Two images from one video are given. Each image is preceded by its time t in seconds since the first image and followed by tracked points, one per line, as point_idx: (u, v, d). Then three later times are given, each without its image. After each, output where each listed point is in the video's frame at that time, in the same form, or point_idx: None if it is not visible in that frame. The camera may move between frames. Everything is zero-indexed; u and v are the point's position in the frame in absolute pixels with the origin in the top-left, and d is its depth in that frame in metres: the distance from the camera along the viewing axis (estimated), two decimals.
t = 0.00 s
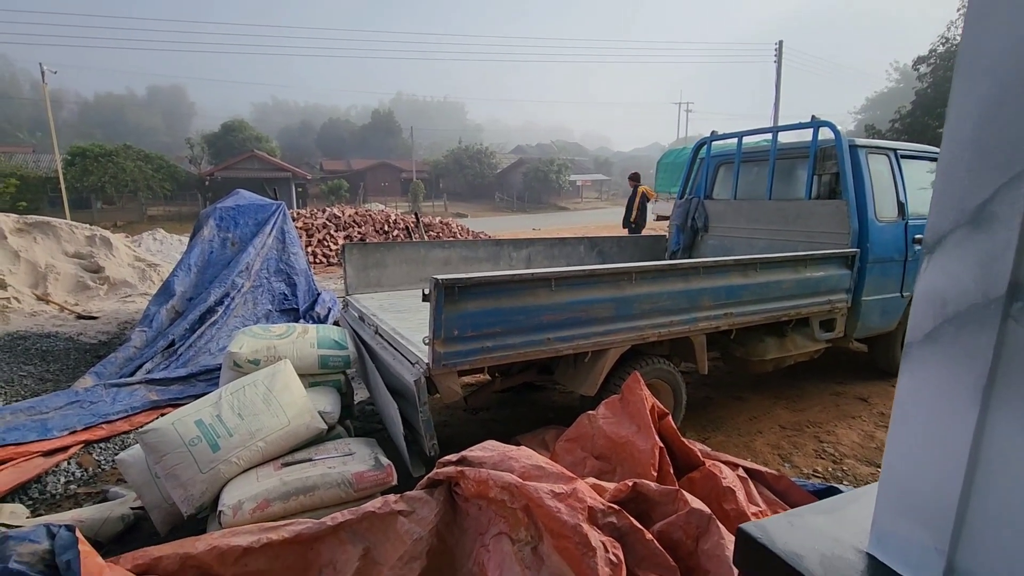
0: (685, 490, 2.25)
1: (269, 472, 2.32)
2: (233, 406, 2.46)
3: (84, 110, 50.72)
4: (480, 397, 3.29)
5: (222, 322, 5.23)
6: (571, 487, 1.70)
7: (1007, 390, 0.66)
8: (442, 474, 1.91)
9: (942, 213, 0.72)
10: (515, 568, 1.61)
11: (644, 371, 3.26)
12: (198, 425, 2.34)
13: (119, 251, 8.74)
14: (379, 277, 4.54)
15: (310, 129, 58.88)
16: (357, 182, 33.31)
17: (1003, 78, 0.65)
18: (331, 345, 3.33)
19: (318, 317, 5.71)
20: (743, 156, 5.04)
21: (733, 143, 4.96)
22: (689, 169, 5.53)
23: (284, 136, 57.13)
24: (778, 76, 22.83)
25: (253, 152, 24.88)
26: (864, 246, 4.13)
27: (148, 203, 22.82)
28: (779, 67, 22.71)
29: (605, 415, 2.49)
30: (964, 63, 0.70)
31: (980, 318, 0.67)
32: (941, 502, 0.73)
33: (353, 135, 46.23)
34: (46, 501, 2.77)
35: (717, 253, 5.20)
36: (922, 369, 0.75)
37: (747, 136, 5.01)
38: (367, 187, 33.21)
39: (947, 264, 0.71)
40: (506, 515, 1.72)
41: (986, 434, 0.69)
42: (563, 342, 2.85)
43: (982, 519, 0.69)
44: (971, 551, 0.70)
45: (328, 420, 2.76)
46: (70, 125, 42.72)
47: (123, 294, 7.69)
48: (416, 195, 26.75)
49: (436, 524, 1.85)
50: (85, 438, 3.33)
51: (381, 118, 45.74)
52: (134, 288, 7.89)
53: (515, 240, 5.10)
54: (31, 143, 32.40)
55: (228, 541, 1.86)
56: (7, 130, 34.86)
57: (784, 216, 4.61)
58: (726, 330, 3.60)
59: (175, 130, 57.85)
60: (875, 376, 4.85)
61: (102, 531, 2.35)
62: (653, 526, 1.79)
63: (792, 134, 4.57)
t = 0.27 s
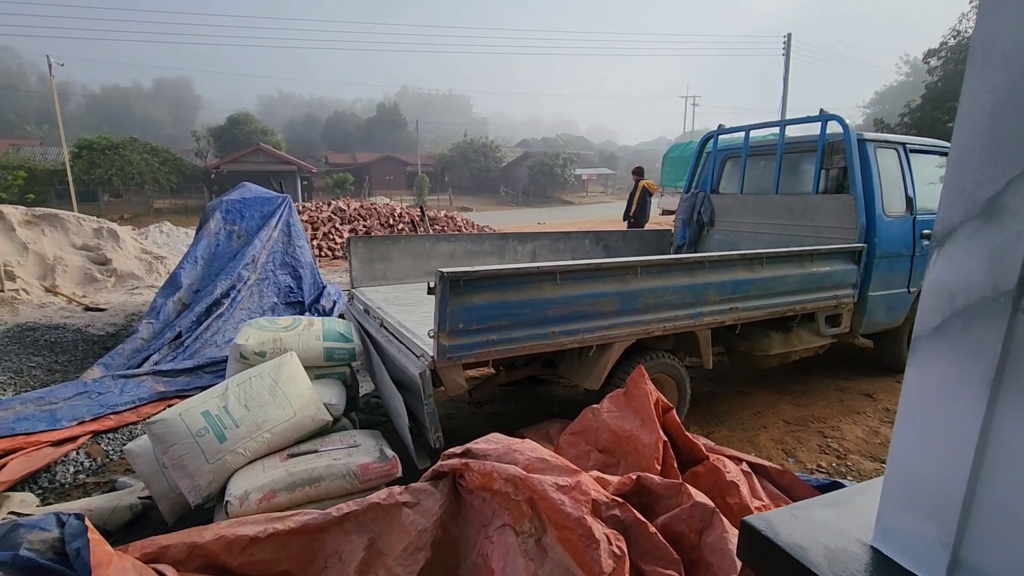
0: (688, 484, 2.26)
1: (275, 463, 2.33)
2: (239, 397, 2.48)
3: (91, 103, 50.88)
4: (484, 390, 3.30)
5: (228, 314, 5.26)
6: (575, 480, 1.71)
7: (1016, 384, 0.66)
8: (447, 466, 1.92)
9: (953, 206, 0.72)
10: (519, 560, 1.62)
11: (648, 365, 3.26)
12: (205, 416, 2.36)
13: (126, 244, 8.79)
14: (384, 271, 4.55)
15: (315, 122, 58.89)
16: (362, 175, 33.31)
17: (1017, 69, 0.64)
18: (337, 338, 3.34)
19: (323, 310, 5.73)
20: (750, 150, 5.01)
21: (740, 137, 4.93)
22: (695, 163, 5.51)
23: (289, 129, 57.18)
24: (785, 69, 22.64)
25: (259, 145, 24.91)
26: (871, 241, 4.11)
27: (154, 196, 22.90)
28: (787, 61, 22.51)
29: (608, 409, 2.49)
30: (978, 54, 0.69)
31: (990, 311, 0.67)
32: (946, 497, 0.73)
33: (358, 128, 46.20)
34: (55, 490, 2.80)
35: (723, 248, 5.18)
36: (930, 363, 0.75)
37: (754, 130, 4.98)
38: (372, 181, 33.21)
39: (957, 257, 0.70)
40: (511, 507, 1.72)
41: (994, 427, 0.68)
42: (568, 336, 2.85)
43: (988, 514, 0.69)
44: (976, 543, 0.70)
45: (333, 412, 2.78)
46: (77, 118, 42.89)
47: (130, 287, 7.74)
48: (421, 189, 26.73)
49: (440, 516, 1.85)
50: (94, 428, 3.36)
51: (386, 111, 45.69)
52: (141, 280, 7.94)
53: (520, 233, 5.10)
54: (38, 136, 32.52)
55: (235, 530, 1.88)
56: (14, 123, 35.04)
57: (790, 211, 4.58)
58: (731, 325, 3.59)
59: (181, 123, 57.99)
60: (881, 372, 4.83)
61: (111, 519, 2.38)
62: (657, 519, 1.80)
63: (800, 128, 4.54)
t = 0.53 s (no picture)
0: (692, 476, 2.27)
1: (281, 453, 2.36)
2: (246, 387, 2.50)
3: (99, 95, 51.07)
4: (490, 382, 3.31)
5: (235, 306, 5.29)
6: (579, 471, 1.71)
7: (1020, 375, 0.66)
8: (451, 457, 1.93)
9: (959, 196, 0.72)
10: (523, 549, 1.63)
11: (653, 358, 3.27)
12: (212, 406, 2.38)
13: (134, 235, 8.84)
14: (390, 262, 4.56)
15: (321, 114, 58.85)
16: (368, 168, 33.31)
17: None
18: (343, 329, 3.36)
19: (329, 302, 5.76)
20: (758, 142, 4.97)
21: (749, 129, 4.89)
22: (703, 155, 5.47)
23: (295, 121, 57.20)
24: (794, 60, 22.40)
25: (265, 137, 24.93)
26: (880, 234, 4.08)
27: (161, 188, 23.00)
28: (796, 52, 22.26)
29: (613, 401, 2.50)
30: (988, 42, 0.68)
31: (995, 302, 0.67)
32: (948, 488, 0.73)
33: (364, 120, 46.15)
34: (66, 478, 2.84)
35: (730, 240, 5.15)
36: (934, 355, 0.75)
37: (763, 122, 4.94)
38: (377, 173, 33.21)
39: (963, 248, 0.70)
40: (514, 498, 1.73)
41: (998, 418, 0.68)
42: (574, 328, 2.86)
43: (990, 506, 0.69)
44: (978, 534, 0.70)
45: (339, 403, 2.80)
46: (85, 109, 43.05)
47: (138, 278, 7.79)
48: (427, 181, 26.72)
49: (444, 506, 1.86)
50: (103, 417, 3.40)
51: (392, 103, 45.60)
52: (148, 272, 7.99)
53: (527, 226, 5.09)
54: (46, 127, 32.67)
55: (242, 519, 1.90)
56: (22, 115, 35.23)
57: (798, 203, 4.55)
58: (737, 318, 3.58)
59: (187, 115, 58.09)
60: (888, 366, 4.81)
61: (121, 507, 2.41)
62: (660, 510, 1.80)
63: (809, 119, 4.50)
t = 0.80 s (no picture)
0: (697, 467, 2.27)
1: (289, 442, 2.38)
2: (254, 377, 2.52)
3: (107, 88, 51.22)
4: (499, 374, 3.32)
5: (243, 297, 5.32)
6: (584, 461, 1.72)
7: None
8: (457, 446, 1.95)
9: (966, 183, 0.72)
10: (528, 538, 1.65)
11: (662, 349, 3.27)
12: (221, 396, 2.40)
13: (142, 227, 8.90)
14: (400, 253, 4.57)
15: (327, 107, 58.85)
16: (374, 160, 33.31)
17: None
18: (349, 321, 3.37)
19: (335, 294, 5.78)
20: (770, 134, 4.94)
21: (760, 120, 4.86)
22: (713, 147, 5.45)
23: (301, 114, 57.22)
24: (803, 51, 22.15)
25: (272, 130, 24.97)
26: (892, 227, 4.05)
27: (169, 181, 23.11)
28: (806, 42, 22.01)
29: (618, 392, 2.50)
30: (999, 27, 0.68)
31: (1002, 288, 0.67)
32: (952, 475, 0.73)
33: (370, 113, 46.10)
34: (78, 466, 2.88)
35: (740, 233, 5.13)
36: (940, 342, 0.75)
37: (775, 113, 4.90)
38: (384, 166, 33.21)
39: (971, 235, 0.70)
40: (520, 487, 1.75)
41: (1002, 405, 0.69)
42: (584, 320, 2.86)
43: (993, 492, 0.70)
44: (982, 521, 0.71)
45: (346, 393, 2.82)
46: (93, 102, 43.24)
47: (147, 270, 7.85)
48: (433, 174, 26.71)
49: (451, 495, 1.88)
50: (114, 406, 3.44)
51: (398, 96, 45.52)
52: (157, 264, 8.05)
53: (536, 217, 5.09)
54: (54, 120, 32.85)
55: (251, 506, 1.92)
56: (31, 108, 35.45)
57: (810, 195, 4.53)
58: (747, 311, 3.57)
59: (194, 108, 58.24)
60: (896, 359, 4.79)
61: (132, 494, 2.45)
62: (665, 500, 1.81)
63: (821, 110, 4.46)
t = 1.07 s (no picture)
0: (700, 460, 2.28)
1: (294, 434, 2.40)
2: (259, 369, 2.54)
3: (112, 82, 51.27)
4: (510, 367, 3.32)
5: (248, 291, 5.35)
6: (587, 453, 1.73)
7: None
8: (461, 438, 1.96)
9: (970, 173, 0.72)
10: (531, 528, 1.66)
11: (674, 341, 3.28)
12: (227, 388, 2.42)
13: (148, 221, 8.94)
14: (411, 245, 4.57)
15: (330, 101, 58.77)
16: (378, 154, 33.29)
17: None
18: (354, 314, 3.39)
19: (340, 288, 5.80)
20: (781, 126, 4.92)
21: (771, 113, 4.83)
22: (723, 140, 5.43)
23: (305, 108, 57.19)
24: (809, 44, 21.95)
25: (276, 124, 24.99)
26: (904, 221, 4.02)
27: (174, 175, 23.17)
28: (812, 34, 21.81)
29: (622, 385, 2.51)
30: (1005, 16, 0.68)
31: (1004, 279, 0.67)
32: (954, 464, 0.74)
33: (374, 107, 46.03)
34: (86, 457, 2.91)
35: (750, 226, 5.11)
36: (942, 332, 0.75)
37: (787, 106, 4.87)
38: (387, 160, 33.19)
39: (974, 225, 0.70)
40: (523, 479, 1.76)
41: (1002, 395, 0.69)
42: (599, 311, 2.87)
43: (994, 482, 0.70)
44: (981, 509, 0.71)
45: (350, 385, 2.84)
46: (97, 96, 43.33)
47: (152, 264, 7.89)
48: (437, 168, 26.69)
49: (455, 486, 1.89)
50: (121, 398, 3.47)
51: (402, 89, 45.43)
52: (162, 257, 8.09)
53: (546, 210, 5.09)
54: (59, 114, 32.95)
55: (256, 496, 1.94)
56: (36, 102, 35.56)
57: (821, 188, 4.51)
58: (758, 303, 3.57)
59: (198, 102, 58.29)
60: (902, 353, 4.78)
61: (140, 485, 2.47)
62: (668, 492, 1.82)
63: (833, 103, 4.43)
